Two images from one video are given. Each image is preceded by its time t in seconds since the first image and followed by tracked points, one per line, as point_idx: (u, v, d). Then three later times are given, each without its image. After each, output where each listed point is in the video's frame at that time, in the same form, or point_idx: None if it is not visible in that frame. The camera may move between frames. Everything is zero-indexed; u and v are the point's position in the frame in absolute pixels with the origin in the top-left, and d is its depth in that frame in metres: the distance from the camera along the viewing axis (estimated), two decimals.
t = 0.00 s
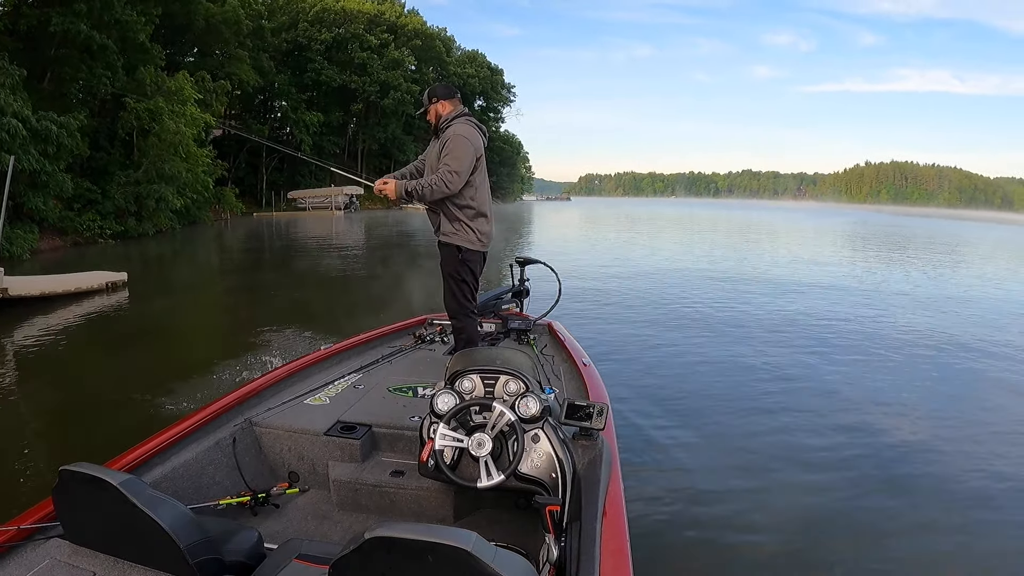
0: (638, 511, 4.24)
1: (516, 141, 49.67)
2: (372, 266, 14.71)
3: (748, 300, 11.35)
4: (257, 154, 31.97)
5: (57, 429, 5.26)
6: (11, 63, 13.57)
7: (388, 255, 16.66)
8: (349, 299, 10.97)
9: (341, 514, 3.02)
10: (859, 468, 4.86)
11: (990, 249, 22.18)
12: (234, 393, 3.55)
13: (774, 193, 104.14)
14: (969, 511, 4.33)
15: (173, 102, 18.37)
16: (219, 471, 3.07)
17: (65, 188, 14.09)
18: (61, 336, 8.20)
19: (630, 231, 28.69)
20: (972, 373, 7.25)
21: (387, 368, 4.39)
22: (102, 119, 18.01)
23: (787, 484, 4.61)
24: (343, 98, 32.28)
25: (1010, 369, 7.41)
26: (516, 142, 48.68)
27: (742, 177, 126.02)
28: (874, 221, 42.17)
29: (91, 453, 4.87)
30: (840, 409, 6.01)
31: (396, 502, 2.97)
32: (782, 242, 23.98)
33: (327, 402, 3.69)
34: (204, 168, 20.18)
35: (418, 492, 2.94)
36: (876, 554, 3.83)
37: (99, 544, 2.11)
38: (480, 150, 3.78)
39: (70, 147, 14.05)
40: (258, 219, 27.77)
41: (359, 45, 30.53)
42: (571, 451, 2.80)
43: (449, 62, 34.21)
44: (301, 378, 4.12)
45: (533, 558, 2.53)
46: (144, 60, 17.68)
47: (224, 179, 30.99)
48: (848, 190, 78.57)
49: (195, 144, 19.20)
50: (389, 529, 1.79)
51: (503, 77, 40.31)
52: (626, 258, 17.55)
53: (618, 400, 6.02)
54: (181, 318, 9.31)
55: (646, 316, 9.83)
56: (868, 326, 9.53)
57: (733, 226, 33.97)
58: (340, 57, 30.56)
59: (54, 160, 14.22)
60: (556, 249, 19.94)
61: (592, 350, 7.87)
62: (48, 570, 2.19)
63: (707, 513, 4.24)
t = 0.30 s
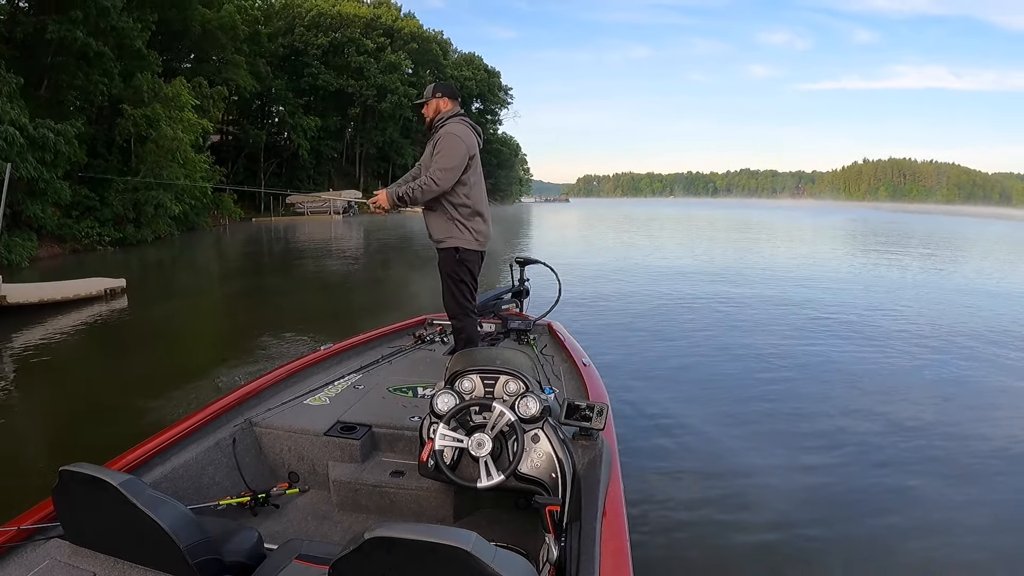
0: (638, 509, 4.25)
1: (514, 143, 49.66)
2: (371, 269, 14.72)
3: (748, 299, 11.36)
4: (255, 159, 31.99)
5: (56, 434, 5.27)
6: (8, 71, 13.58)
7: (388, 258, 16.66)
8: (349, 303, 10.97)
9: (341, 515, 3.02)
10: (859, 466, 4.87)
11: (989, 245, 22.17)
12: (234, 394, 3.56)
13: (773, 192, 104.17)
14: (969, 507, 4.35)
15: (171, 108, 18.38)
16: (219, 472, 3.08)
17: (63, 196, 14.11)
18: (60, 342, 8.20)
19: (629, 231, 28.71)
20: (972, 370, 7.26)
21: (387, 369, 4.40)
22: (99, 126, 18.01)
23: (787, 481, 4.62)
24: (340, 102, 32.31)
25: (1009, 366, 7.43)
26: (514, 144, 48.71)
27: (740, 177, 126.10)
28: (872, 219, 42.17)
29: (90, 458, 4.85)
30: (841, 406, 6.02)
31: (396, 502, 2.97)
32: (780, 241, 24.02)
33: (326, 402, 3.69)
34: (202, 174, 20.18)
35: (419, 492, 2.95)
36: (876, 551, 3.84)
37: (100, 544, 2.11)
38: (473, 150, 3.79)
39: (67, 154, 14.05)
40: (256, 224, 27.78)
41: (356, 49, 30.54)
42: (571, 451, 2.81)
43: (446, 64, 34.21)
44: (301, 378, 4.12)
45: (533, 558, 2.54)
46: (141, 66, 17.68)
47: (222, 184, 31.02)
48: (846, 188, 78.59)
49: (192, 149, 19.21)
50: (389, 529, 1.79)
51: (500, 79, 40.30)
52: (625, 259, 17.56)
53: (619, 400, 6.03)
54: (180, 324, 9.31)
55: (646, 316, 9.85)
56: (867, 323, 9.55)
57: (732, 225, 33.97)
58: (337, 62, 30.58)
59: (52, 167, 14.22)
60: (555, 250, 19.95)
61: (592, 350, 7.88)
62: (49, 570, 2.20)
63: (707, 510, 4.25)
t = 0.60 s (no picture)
0: (638, 509, 4.25)
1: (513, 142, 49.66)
2: (370, 268, 14.71)
3: (747, 299, 11.37)
4: (254, 157, 31.96)
5: (54, 433, 5.26)
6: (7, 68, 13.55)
7: (386, 257, 16.65)
8: (348, 302, 10.96)
9: (341, 514, 3.02)
10: (858, 466, 4.87)
11: (986, 246, 22.21)
12: (233, 393, 3.56)
13: (771, 192, 104.26)
14: (967, 507, 4.36)
15: (169, 106, 18.35)
16: (218, 471, 3.07)
17: (61, 193, 14.10)
18: (57, 340, 8.17)
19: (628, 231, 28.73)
20: (970, 370, 7.27)
21: (387, 368, 4.39)
22: (98, 123, 17.99)
23: (786, 481, 4.62)
24: (339, 100, 32.28)
25: (1007, 366, 7.44)
26: (512, 142, 48.69)
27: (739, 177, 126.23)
28: (870, 219, 42.23)
29: (90, 457, 4.84)
30: (839, 406, 6.03)
31: (396, 502, 2.97)
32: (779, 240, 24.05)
33: (326, 402, 3.69)
34: (201, 171, 20.16)
35: (418, 492, 2.94)
36: (874, 551, 3.85)
37: (99, 544, 2.11)
38: (472, 149, 3.78)
39: (66, 152, 14.02)
40: (255, 222, 27.76)
41: (355, 47, 30.51)
42: (571, 451, 2.81)
43: (445, 63, 34.19)
44: (301, 378, 4.12)
45: (533, 558, 2.54)
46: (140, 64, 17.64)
47: (220, 182, 30.99)
48: (844, 189, 78.69)
49: (190, 147, 19.18)
50: (390, 529, 1.79)
51: (500, 78, 40.27)
52: (624, 259, 17.56)
53: (618, 399, 6.03)
54: (179, 322, 9.29)
55: (645, 315, 9.85)
56: (866, 324, 9.56)
57: (731, 225, 34.01)
58: (336, 60, 30.55)
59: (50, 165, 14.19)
60: (554, 250, 19.95)
61: (591, 349, 7.89)
62: (48, 570, 2.19)
63: (707, 510, 4.25)
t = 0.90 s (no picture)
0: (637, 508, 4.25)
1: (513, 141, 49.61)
2: (369, 265, 14.70)
3: (746, 299, 11.37)
4: (252, 153, 31.87)
5: (51, 431, 5.24)
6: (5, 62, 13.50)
7: (384, 254, 16.65)
8: (348, 299, 10.95)
9: (341, 514, 3.02)
10: (858, 466, 4.87)
11: (985, 247, 22.24)
12: (234, 393, 3.55)
13: (770, 192, 104.34)
14: (967, 507, 4.36)
15: (168, 101, 18.30)
16: (218, 471, 3.07)
17: (60, 187, 14.05)
18: (53, 337, 8.13)
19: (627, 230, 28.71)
20: (969, 371, 7.29)
21: (387, 368, 4.39)
22: (97, 118, 17.94)
23: (786, 480, 4.62)
24: (338, 97, 32.20)
25: (1006, 368, 7.45)
26: (512, 140, 48.66)
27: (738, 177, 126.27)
28: (869, 220, 42.23)
29: (90, 456, 4.82)
30: (839, 406, 6.04)
31: (396, 502, 2.97)
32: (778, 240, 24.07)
33: (327, 402, 3.68)
34: (200, 167, 20.10)
35: (418, 492, 2.94)
36: (873, 550, 3.86)
37: (100, 543, 2.11)
38: (476, 150, 3.77)
39: (65, 146, 13.98)
40: (254, 219, 27.69)
41: (355, 43, 30.44)
42: (571, 451, 2.80)
43: (445, 61, 34.13)
44: (301, 378, 4.12)
45: (533, 558, 2.54)
46: (140, 59, 17.63)
47: (219, 178, 30.93)
48: (843, 189, 78.76)
49: (190, 142, 19.14)
50: (390, 529, 1.79)
51: (499, 75, 40.19)
52: (623, 258, 17.55)
53: (618, 399, 6.02)
54: (176, 319, 9.24)
55: (645, 315, 9.84)
56: (865, 324, 9.57)
57: (730, 225, 34.00)
58: (336, 56, 30.49)
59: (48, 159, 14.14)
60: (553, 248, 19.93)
61: (590, 348, 7.89)
62: (48, 569, 2.19)
63: (706, 509, 4.25)
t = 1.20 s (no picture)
0: (637, 506, 4.25)
1: (511, 139, 49.55)
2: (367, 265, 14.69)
3: (746, 297, 11.38)
4: (250, 152, 31.84)
5: (49, 432, 5.24)
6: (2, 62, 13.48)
7: (383, 253, 16.64)
8: (346, 298, 10.95)
9: (341, 514, 3.02)
10: (857, 463, 4.88)
11: (983, 245, 22.29)
12: (233, 393, 3.55)
13: (768, 190, 104.40)
14: (966, 504, 4.37)
15: (166, 100, 18.25)
16: (218, 471, 3.07)
17: (57, 187, 14.02)
18: (50, 337, 8.12)
19: (626, 228, 28.71)
20: (968, 369, 7.30)
21: (387, 368, 4.39)
22: (94, 118, 17.89)
23: (786, 478, 4.63)
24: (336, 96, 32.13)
25: (1005, 365, 7.47)
26: (510, 139, 48.66)
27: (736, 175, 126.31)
28: (867, 218, 42.26)
29: (90, 456, 4.80)
30: (838, 404, 6.04)
31: (397, 502, 2.97)
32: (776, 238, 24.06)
33: (327, 402, 3.68)
34: (197, 166, 20.07)
35: (418, 492, 2.94)
36: (872, 547, 3.86)
37: (100, 544, 2.11)
38: (472, 150, 3.77)
39: (62, 146, 13.95)
40: (252, 218, 27.66)
41: (353, 42, 30.39)
42: (571, 451, 2.80)
43: (443, 59, 34.09)
44: (301, 378, 4.12)
45: (533, 559, 2.54)
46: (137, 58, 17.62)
47: (217, 178, 30.89)
48: (841, 188, 78.82)
49: (187, 142, 19.11)
50: (390, 529, 1.79)
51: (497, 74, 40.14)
52: (622, 256, 17.55)
53: (617, 398, 6.02)
54: (174, 319, 9.23)
55: (644, 313, 9.84)
56: (864, 322, 9.58)
57: (728, 223, 34.02)
58: (334, 55, 30.45)
59: (46, 159, 14.11)
60: (552, 247, 19.94)
61: (590, 347, 7.89)
62: (48, 570, 2.19)
63: (706, 507, 4.25)
